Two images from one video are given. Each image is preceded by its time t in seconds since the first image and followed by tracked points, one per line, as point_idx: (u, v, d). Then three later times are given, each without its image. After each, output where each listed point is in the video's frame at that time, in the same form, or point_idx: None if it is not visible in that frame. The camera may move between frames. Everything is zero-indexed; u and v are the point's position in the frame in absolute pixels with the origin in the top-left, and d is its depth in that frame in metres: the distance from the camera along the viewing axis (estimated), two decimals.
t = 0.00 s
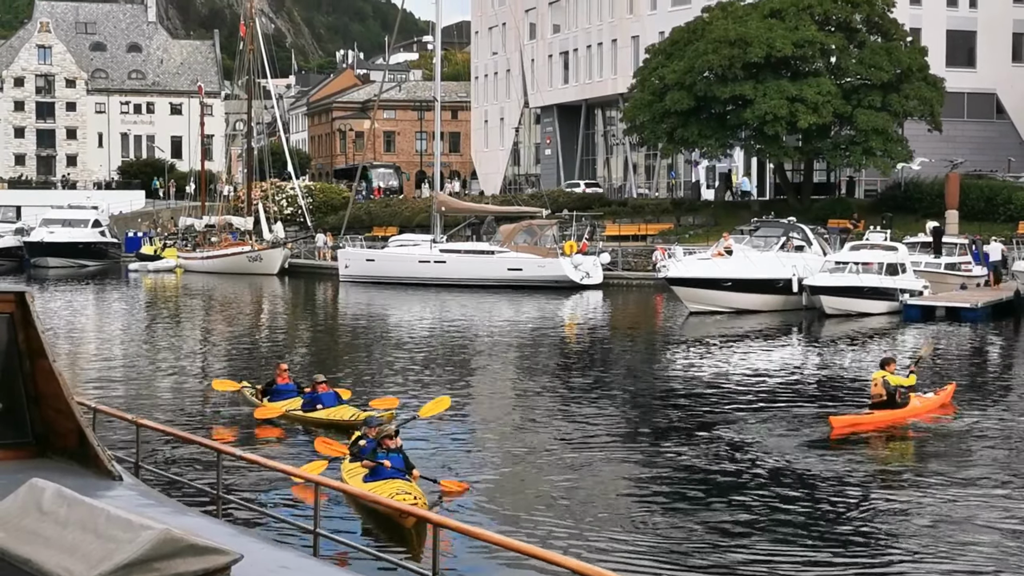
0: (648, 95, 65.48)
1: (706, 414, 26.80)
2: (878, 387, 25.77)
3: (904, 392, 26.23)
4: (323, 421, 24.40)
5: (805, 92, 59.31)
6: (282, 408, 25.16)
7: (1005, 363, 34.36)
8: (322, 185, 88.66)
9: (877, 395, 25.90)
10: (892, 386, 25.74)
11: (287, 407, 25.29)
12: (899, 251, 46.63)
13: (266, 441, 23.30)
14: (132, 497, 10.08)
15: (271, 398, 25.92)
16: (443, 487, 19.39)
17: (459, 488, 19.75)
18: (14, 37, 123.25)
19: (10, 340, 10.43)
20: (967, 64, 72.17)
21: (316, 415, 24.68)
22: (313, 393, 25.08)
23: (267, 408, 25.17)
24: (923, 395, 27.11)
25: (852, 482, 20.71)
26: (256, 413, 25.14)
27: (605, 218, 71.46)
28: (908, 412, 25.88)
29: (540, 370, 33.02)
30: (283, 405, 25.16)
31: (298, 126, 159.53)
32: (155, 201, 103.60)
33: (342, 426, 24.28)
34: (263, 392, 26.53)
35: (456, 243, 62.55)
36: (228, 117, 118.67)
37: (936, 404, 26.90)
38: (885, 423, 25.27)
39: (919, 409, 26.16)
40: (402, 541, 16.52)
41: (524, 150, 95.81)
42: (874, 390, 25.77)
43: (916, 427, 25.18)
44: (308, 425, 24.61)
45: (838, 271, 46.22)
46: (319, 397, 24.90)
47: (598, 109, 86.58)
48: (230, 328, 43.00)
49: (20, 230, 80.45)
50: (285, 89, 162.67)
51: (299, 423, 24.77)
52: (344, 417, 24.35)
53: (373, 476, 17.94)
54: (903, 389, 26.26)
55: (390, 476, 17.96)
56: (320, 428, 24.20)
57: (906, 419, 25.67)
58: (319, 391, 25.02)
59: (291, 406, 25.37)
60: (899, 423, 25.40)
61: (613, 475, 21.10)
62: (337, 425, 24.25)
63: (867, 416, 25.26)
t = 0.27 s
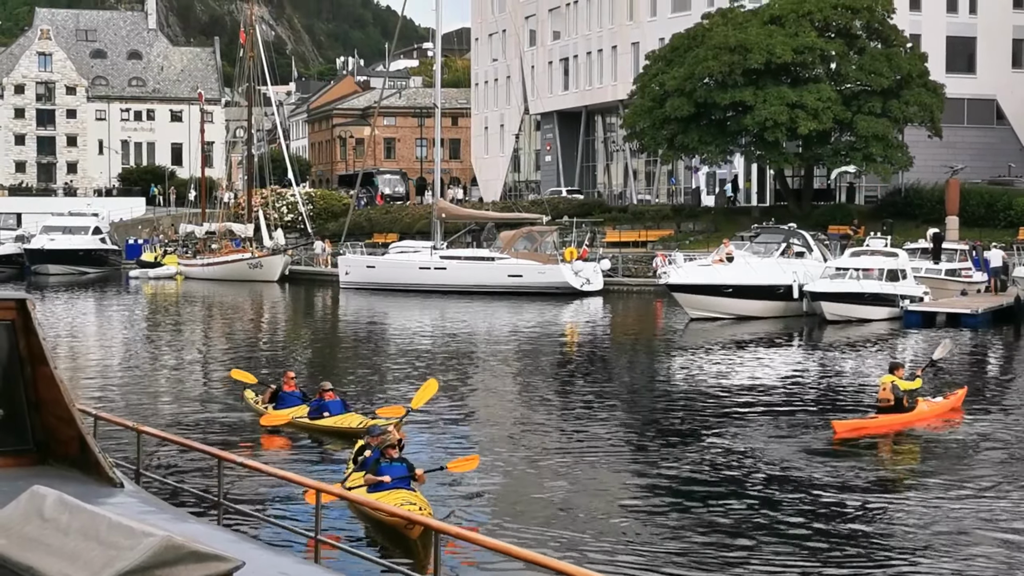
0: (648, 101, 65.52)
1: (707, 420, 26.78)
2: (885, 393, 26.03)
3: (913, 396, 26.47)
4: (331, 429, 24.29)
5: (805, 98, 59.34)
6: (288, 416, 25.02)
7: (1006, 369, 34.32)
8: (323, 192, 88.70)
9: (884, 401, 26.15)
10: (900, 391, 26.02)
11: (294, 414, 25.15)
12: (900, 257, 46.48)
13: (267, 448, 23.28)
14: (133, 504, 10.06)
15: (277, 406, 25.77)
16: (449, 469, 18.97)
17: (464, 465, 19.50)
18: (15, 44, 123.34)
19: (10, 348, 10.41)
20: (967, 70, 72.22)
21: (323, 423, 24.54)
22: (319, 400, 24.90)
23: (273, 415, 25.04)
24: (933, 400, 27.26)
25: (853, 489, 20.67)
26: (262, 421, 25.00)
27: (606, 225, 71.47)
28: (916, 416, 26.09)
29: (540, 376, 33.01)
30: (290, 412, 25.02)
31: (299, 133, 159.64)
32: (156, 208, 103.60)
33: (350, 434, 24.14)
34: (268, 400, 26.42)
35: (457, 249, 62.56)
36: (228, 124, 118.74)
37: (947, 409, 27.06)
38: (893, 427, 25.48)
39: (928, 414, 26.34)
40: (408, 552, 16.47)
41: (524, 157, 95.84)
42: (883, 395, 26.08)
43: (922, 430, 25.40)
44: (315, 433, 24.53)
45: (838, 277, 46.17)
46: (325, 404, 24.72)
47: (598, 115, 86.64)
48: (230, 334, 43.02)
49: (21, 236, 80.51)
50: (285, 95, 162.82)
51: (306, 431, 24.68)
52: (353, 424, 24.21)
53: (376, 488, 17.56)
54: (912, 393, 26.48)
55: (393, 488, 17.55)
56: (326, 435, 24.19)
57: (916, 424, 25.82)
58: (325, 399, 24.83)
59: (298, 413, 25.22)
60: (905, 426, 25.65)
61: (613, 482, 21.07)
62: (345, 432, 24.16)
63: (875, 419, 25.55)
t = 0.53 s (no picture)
0: (649, 106, 65.54)
1: (709, 426, 26.72)
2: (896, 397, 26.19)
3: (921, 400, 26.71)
4: (337, 436, 23.95)
5: (806, 103, 59.35)
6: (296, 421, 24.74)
7: (1008, 374, 34.24)
8: (324, 197, 88.74)
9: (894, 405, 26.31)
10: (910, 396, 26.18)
11: (302, 420, 24.88)
12: (902, 262, 46.52)
13: (270, 454, 23.23)
14: (135, 510, 10.04)
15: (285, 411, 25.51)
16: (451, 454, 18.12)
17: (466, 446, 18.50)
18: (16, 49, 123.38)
19: (12, 353, 10.42)
20: (968, 75, 72.23)
21: (330, 429, 24.22)
22: (327, 406, 24.60)
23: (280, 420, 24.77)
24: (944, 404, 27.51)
25: (857, 495, 20.60)
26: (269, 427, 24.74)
27: (606, 230, 71.47)
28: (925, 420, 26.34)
29: (541, 382, 33.00)
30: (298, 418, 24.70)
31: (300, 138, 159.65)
32: (157, 214, 103.62)
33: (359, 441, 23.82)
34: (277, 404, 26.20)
35: (458, 254, 62.55)
36: (229, 129, 118.78)
37: (959, 412, 27.26)
38: (898, 431, 25.65)
39: (938, 418, 26.61)
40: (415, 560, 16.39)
41: (525, 162, 95.88)
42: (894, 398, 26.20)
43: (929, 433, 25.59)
44: (322, 439, 24.23)
45: (839, 282, 46.12)
46: (333, 410, 24.41)
47: (599, 121, 86.63)
48: (230, 340, 42.96)
49: (22, 242, 80.51)
50: (286, 101, 162.92)
51: (313, 437, 24.38)
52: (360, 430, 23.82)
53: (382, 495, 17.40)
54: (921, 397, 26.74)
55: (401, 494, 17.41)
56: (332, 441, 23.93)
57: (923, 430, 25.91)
58: (333, 405, 24.55)
59: (306, 420, 24.95)
60: (913, 429, 25.89)
61: (616, 487, 21.01)
62: (350, 438, 23.82)
63: (882, 423, 25.80)
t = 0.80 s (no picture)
0: (650, 109, 65.55)
1: (711, 429, 26.69)
2: (908, 400, 26.31)
3: (935, 403, 26.69)
4: (345, 440, 23.84)
5: (807, 106, 59.35)
6: (303, 426, 24.63)
7: (1010, 377, 34.23)
8: (325, 201, 88.77)
9: (904, 407, 26.41)
10: (921, 399, 26.24)
11: (309, 425, 24.79)
12: (903, 265, 46.61)
13: (271, 457, 23.22)
14: (137, 513, 10.01)
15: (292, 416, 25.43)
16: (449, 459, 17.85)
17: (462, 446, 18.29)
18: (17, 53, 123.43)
19: (12, 356, 10.39)
20: (969, 78, 72.22)
21: (338, 433, 24.11)
22: (334, 411, 24.49)
23: (287, 425, 24.68)
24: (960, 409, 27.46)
25: (859, 498, 20.58)
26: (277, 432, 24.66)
27: (607, 233, 71.48)
28: (937, 422, 26.34)
29: (542, 385, 32.98)
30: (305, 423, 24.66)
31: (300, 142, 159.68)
32: (158, 217, 103.64)
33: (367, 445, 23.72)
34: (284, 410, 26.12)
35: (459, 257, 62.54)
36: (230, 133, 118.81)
37: (973, 417, 27.18)
38: (904, 432, 25.76)
39: (949, 421, 26.59)
40: (420, 563, 16.26)
41: (526, 165, 95.90)
42: (904, 400, 26.30)
43: (935, 436, 25.61)
44: (329, 444, 24.08)
45: (841, 285, 46.24)
46: (340, 415, 24.31)
47: (600, 124, 86.67)
48: (232, 343, 42.97)
49: (23, 245, 80.54)
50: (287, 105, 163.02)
51: (320, 441, 24.31)
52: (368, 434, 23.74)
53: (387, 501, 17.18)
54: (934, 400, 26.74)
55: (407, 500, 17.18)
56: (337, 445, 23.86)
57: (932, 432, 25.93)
58: (340, 409, 24.45)
59: (313, 425, 24.85)
60: (921, 430, 25.95)
61: (618, 491, 20.98)
62: (358, 443, 23.72)
63: (889, 423, 25.97)
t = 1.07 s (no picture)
0: (651, 112, 65.57)
1: (712, 431, 26.70)
2: (920, 400, 26.53)
3: (947, 404, 26.83)
4: (352, 443, 23.85)
5: (808, 109, 59.35)
6: (310, 429, 24.64)
7: (1011, 379, 34.23)
8: (326, 203, 88.84)
9: (916, 407, 26.65)
10: (933, 400, 26.46)
11: (316, 429, 24.81)
12: (904, 267, 46.57)
13: (272, 459, 23.25)
14: (138, 514, 10.02)
15: (299, 420, 25.45)
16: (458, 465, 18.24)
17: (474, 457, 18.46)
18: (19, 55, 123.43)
19: (13, 358, 10.41)
20: (971, 80, 72.20)
21: (345, 437, 24.13)
22: (341, 414, 24.52)
23: (295, 428, 24.70)
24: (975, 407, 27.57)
25: (859, 500, 20.59)
26: (284, 436, 24.68)
27: (609, 235, 71.50)
28: (948, 422, 26.51)
29: (543, 387, 32.99)
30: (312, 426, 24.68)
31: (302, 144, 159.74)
32: (160, 219, 103.70)
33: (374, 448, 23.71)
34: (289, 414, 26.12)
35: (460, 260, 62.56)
36: (231, 135, 118.80)
37: (987, 419, 27.30)
38: (913, 432, 26.04)
39: (962, 421, 26.73)
40: (423, 565, 16.27)
41: (527, 167, 95.92)
42: (916, 400, 26.52)
43: (946, 435, 25.81)
44: (336, 447, 24.09)
45: (842, 287, 46.23)
46: (348, 418, 24.35)
47: (601, 127, 86.73)
48: (233, 345, 43.01)
49: (24, 248, 80.60)
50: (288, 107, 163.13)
51: (326, 445, 24.28)
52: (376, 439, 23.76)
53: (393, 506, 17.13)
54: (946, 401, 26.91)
55: (412, 505, 17.15)
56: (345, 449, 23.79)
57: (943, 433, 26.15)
58: (347, 412, 24.47)
59: (320, 427, 24.88)
60: (931, 430, 26.14)
61: (618, 493, 21.00)
62: (366, 447, 23.72)
63: (899, 424, 26.22)
